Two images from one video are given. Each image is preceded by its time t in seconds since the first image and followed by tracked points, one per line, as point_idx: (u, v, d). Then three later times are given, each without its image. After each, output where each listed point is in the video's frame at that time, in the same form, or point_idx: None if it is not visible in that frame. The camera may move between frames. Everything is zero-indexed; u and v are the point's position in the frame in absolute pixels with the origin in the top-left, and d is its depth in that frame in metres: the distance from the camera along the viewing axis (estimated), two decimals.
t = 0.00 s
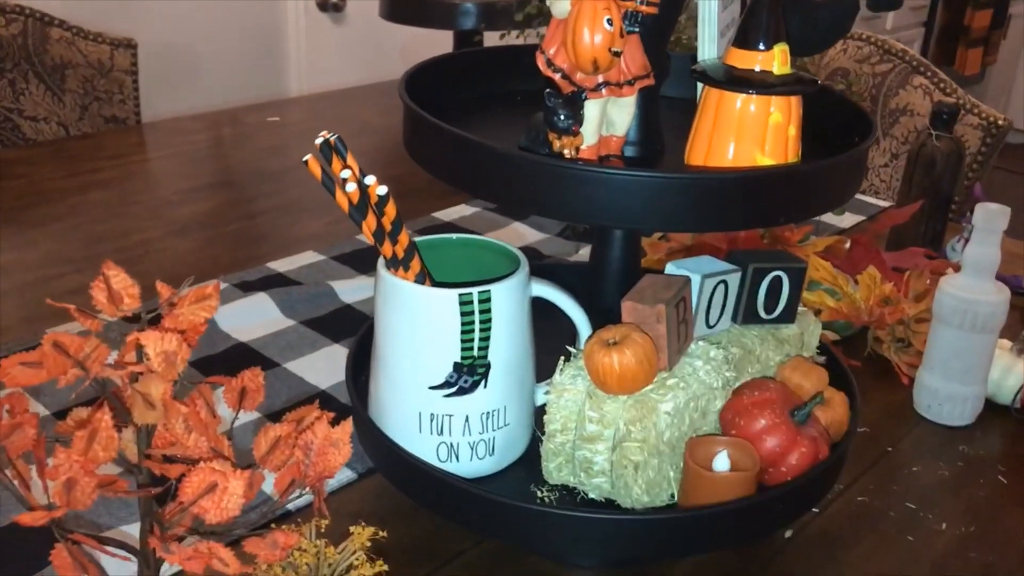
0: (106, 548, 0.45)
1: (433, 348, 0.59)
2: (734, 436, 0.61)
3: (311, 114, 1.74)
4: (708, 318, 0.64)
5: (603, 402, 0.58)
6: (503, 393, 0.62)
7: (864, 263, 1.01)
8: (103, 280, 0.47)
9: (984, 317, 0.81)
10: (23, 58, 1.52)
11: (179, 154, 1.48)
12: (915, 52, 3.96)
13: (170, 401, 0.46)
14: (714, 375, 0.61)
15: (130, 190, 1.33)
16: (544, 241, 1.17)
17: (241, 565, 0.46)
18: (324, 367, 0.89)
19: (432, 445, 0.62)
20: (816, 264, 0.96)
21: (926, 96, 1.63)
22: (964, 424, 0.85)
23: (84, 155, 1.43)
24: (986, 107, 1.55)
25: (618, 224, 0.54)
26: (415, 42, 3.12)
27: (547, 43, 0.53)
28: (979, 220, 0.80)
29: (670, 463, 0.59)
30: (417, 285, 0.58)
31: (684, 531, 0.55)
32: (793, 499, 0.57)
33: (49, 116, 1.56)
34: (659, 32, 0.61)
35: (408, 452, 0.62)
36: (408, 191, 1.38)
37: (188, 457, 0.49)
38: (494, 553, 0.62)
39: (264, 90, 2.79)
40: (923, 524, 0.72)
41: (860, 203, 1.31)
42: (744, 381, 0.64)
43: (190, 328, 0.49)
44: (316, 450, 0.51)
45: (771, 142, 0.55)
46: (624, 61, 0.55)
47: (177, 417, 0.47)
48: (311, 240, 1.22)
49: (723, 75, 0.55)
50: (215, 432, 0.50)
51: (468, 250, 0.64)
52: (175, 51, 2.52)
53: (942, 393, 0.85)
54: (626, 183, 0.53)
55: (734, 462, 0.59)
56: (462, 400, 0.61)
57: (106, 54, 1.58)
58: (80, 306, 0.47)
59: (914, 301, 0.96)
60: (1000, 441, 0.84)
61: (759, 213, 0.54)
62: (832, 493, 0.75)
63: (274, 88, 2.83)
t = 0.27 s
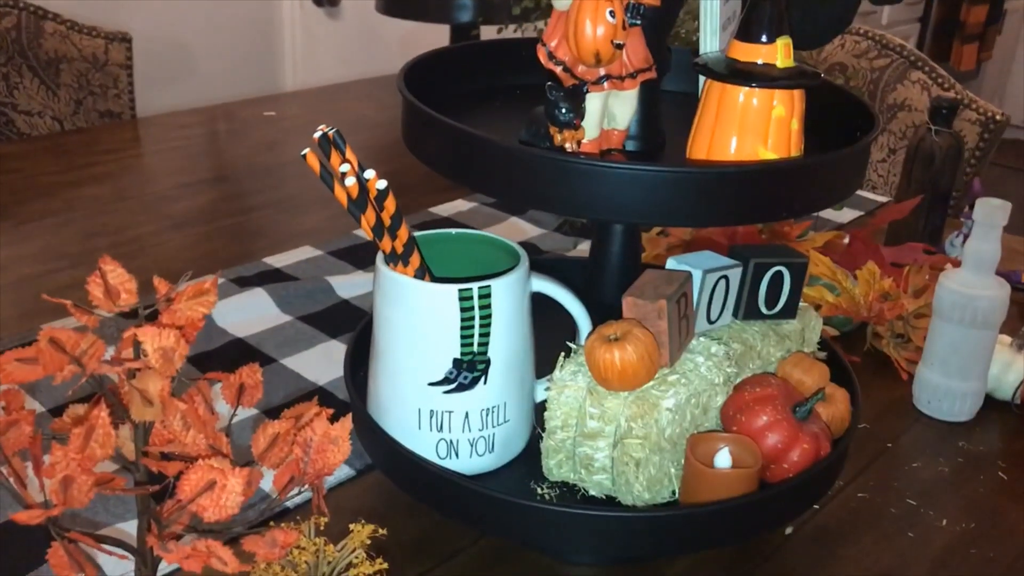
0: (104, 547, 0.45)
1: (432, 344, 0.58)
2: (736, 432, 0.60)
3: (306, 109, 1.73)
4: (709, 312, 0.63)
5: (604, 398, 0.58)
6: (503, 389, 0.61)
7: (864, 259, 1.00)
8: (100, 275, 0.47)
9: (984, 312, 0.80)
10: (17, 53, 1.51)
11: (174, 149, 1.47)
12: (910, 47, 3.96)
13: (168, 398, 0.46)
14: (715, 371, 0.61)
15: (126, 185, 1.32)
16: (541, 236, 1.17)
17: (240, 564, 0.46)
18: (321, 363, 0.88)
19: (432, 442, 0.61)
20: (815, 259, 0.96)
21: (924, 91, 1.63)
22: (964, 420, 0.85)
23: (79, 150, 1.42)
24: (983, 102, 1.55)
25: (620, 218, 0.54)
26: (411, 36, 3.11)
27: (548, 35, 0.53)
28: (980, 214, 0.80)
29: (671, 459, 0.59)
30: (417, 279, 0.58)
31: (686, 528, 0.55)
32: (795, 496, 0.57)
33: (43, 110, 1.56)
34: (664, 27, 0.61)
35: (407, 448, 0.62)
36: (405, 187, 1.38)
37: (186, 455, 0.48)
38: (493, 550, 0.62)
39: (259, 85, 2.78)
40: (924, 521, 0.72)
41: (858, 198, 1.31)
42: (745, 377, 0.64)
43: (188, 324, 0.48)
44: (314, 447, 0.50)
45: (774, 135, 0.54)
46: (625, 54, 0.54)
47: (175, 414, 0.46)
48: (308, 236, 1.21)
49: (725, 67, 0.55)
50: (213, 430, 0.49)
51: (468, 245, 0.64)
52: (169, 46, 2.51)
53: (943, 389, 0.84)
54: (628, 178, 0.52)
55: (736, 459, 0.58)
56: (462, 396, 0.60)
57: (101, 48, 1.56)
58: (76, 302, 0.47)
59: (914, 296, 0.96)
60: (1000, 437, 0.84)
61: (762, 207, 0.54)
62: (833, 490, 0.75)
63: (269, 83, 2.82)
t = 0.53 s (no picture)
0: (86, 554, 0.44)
1: (421, 348, 0.58)
2: (727, 436, 0.60)
3: (301, 105, 1.72)
4: (701, 315, 0.63)
5: (594, 403, 0.57)
6: (492, 393, 0.61)
7: (860, 259, 1.00)
8: (81, 279, 0.46)
9: (980, 313, 0.80)
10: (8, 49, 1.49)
11: (167, 145, 1.47)
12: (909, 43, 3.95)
13: (149, 406, 0.45)
14: (707, 374, 0.60)
15: (118, 182, 1.31)
16: (535, 235, 1.16)
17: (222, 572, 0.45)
18: (312, 364, 0.87)
19: (421, 447, 0.61)
20: (810, 259, 0.95)
21: (921, 88, 1.62)
22: (959, 421, 0.85)
23: (71, 147, 1.41)
24: (981, 99, 1.54)
25: (610, 222, 0.53)
26: (407, 32, 3.10)
27: (537, 36, 0.52)
28: (976, 215, 0.79)
29: (663, 463, 0.59)
30: (405, 282, 0.57)
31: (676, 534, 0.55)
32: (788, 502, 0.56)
33: (35, 106, 1.54)
34: (654, 27, 0.60)
35: (395, 453, 0.61)
36: (399, 184, 1.37)
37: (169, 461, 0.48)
38: (484, 555, 0.61)
39: (254, 80, 2.77)
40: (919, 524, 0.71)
41: (854, 196, 1.30)
42: (738, 380, 0.63)
43: (171, 330, 0.47)
44: (300, 452, 0.50)
45: (767, 138, 0.54)
46: (616, 55, 0.54)
47: (157, 421, 0.46)
48: (300, 233, 1.21)
49: (718, 69, 0.54)
50: (197, 436, 0.49)
51: (456, 247, 0.63)
52: (164, 41, 2.49)
53: (938, 390, 0.84)
54: (619, 181, 0.52)
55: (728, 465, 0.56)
56: (451, 401, 0.59)
57: (93, 44, 1.57)
58: (57, 306, 0.46)
59: (909, 296, 0.96)
60: (996, 438, 0.83)
61: (754, 210, 0.53)
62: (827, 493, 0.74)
63: (265, 78, 2.80)
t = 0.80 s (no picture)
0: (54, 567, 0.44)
1: (399, 355, 0.57)
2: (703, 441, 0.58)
3: (295, 104, 1.71)
4: (682, 322, 0.64)
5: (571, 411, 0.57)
6: (471, 401, 0.60)
7: (850, 261, 0.99)
8: (51, 289, 0.46)
9: (968, 317, 0.79)
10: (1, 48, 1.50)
11: (160, 145, 1.46)
12: (910, 40, 3.93)
13: (120, 416, 0.45)
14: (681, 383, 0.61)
15: (109, 181, 1.31)
16: (526, 236, 1.15)
17: None
18: (297, 367, 0.87)
19: (399, 454, 0.60)
20: (799, 261, 0.95)
21: (916, 88, 1.62)
22: (947, 425, 0.84)
23: (63, 146, 1.41)
24: (976, 99, 1.54)
25: (589, 229, 0.52)
26: (406, 29, 3.09)
27: (513, 43, 0.52)
28: (963, 220, 0.79)
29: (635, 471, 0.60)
30: (383, 290, 0.57)
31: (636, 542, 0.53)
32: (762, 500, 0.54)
33: (27, 105, 1.54)
34: (635, 32, 0.59)
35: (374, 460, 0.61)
36: (391, 184, 1.36)
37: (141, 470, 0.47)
38: (462, 562, 0.61)
39: (251, 79, 2.76)
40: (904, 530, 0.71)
41: (847, 197, 1.30)
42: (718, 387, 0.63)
43: (143, 339, 0.47)
44: (274, 462, 0.49)
45: (745, 145, 0.53)
46: (592, 62, 0.55)
47: (128, 431, 0.45)
48: (290, 234, 1.20)
49: (697, 76, 0.54)
50: (170, 445, 0.48)
51: (434, 252, 0.63)
52: (161, 39, 2.49)
53: (926, 394, 0.83)
54: (598, 189, 0.51)
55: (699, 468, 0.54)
56: (429, 408, 0.59)
57: (86, 43, 1.57)
58: (28, 315, 0.46)
59: (899, 299, 0.95)
60: (984, 443, 0.83)
61: (735, 218, 0.53)
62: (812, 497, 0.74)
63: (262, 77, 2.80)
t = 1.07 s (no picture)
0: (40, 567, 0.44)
1: (390, 354, 0.58)
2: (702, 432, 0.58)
3: (296, 104, 1.72)
4: (673, 322, 0.64)
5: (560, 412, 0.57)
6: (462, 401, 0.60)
7: (846, 260, 0.99)
8: (37, 290, 0.46)
9: (963, 317, 0.79)
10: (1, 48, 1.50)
11: (160, 144, 1.47)
12: (914, 37, 3.91)
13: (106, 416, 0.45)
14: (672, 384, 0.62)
15: (108, 181, 1.31)
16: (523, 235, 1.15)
17: None
18: (293, 366, 0.87)
19: (389, 454, 0.60)
20: (795, 261, 0.95)
21: (916, 86, 1.65)
22: (942, 425, 0.84)
23: (63, 146, 1.41)
24: (976, 98, 1.56)
25: (578, 230, 0.52)
26: (409, 29, 3.10)
27: (499, 44, 0.53)
28: (958, 220, 0.78)
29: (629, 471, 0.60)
30: (372, 291, 0.57)
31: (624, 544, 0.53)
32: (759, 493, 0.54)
33: (28, 105, 1.55)
34: (624, 30, 0.59)
35: (364, 461, 0.61)
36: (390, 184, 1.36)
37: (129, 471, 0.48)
38: (452, 563, 0.61)
39: (254, 78, 2.76)
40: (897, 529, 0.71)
41: (845, 196, 1.30)
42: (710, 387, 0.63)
43: (130, 339, 0.47)
44: (262, 463, 0.49)
45: (733, 146, 0.54)
46: (579, 62, 0.55)
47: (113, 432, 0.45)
48: (288, 233, 1.20)
49: (685, 76, 0.54)
50: (158, 445, 0.48)
51: (427, 254, 0.64)
52: (163, 39, 2.50)
53: (922, 394, 0.83)
54: (587, 189, 0.51)
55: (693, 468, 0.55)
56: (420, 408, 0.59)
57: (86, 43, 1.57)
58: (15, 317, 0.46)
59: (895, 297, 0.95)
60: (979, 442, 0.82)
61: (726, 219, 0.52)
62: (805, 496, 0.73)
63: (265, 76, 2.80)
